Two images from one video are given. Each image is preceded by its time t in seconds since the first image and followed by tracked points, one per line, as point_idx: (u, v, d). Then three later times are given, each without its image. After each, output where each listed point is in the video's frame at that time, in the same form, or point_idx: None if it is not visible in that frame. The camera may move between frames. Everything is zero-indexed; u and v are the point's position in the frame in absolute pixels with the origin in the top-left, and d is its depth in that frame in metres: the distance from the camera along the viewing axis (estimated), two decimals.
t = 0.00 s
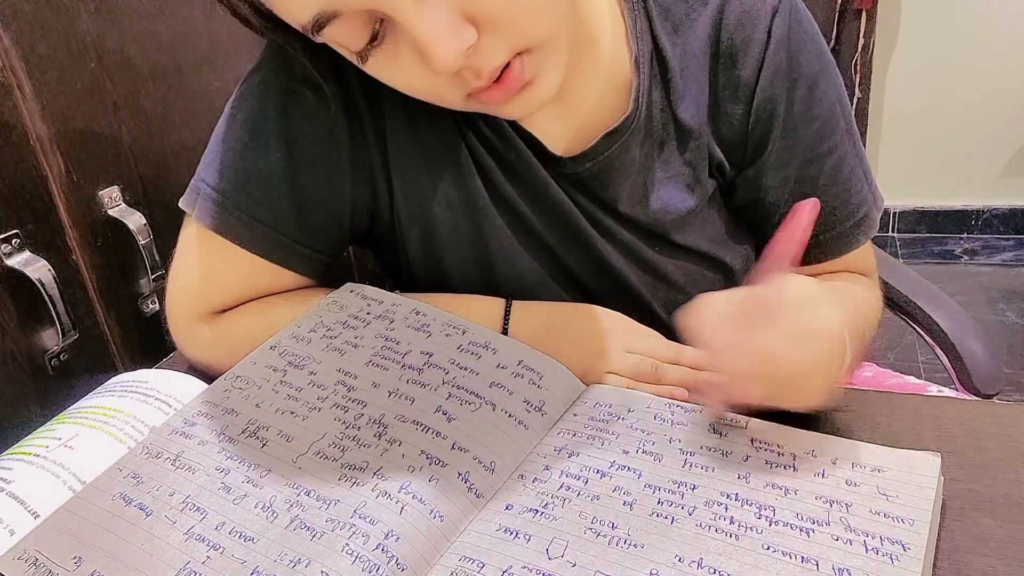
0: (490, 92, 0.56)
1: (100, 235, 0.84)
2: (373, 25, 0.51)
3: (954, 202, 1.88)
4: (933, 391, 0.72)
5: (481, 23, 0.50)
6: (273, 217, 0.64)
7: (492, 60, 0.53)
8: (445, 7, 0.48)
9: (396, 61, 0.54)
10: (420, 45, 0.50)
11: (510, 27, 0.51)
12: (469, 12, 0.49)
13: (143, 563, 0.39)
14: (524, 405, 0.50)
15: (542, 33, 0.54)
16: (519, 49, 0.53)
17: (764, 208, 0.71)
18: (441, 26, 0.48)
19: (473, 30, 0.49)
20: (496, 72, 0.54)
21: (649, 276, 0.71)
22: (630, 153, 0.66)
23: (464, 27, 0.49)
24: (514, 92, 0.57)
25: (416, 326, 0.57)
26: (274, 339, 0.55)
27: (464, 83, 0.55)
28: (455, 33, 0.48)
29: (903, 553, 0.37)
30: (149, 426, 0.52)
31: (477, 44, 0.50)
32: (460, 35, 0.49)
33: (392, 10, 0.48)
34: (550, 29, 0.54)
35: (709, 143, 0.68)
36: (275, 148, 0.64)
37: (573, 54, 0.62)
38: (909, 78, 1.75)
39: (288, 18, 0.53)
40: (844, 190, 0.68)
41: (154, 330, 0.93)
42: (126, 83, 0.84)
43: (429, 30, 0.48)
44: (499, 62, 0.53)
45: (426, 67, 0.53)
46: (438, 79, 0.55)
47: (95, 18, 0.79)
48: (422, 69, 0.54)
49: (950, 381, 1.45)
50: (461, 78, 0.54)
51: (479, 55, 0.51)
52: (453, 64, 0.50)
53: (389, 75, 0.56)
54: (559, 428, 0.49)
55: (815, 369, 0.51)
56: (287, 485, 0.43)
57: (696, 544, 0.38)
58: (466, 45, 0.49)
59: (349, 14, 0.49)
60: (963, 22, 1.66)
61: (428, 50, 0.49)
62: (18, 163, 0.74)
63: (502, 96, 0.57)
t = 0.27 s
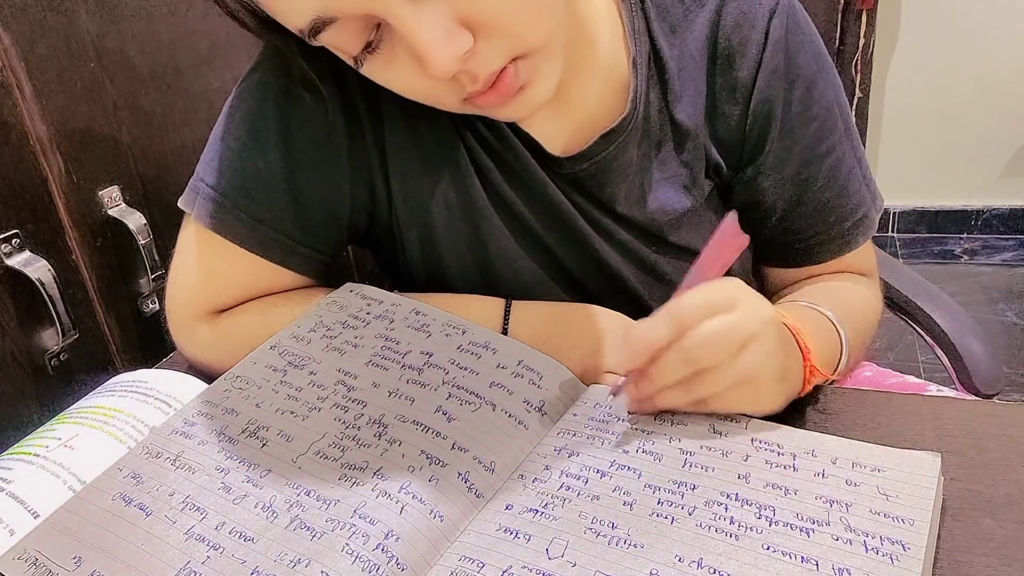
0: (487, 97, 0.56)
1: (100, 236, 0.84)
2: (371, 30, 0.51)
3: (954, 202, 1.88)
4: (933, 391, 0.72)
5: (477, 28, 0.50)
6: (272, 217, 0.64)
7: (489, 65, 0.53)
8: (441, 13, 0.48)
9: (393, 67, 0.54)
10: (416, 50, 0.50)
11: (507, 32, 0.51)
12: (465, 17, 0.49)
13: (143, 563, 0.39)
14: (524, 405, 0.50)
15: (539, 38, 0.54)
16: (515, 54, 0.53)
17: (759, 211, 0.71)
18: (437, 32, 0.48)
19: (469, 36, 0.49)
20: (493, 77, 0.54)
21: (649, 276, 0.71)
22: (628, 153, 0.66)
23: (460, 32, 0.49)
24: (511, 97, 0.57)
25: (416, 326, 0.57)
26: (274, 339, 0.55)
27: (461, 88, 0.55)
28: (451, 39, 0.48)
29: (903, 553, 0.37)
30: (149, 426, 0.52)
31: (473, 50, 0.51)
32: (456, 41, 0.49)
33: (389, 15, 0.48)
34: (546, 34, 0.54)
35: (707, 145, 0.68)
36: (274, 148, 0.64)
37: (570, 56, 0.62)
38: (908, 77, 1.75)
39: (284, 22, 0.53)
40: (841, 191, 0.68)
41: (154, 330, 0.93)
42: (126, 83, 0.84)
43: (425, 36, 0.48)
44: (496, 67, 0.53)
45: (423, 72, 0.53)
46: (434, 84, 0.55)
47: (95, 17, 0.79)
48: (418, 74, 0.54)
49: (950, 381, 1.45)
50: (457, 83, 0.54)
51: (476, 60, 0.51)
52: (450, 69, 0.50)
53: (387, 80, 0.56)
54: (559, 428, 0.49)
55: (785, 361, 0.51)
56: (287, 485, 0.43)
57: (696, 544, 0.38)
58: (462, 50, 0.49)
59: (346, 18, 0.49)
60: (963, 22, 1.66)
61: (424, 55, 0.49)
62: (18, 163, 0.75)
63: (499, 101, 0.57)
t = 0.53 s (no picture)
0: (488, 95, 0.56)
1: (100, 236, 0.84)
2: (372, 29, 0.51)
3: (954, 202, 1.88)
4: (933, 391, 0.72)
5: (479, 27, 0.50)
6: (272, 216, 0.64)
7: (490, 65, 0.53)
8: (442, 11, 0.48)
9: (394, 65, 0.54)
10: (418, 49, 0.50)
11: (508, 31, 0.51)
12: (466, 16, 0.49)
13: (143, 563, 0.39)
14: (524, 405, 0.50)
15: (540, 37, 0.54)
16: (516, 53, 0.53)
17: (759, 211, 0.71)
18: (438, 30, 0.48)
19: (471, 34, 0.49)
20: (494, 76, 0.54)
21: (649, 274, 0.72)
22: (626, 153, 0.66)
23: (462, 31, 0.49)
24: (512, 95, 0.57)
25: (416, 326, 0.57)
26: (274, 339, 0.55)
27: (463, 87, 0.55)
28: (452, 38, 0.49)
29: (903, 553, 0.37)
30: (149, 426, 0.52)
31: (475, 48, 0.51)
32: (457, 40, 0.49)
33: (391, 14, 0.48)
34: (547, 33, 0.54)
35: (706, 144, 0.68)
36: (274, 147, 0.64)
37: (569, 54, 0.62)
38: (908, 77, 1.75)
39: (285, 22, 0.52)
40: (840, 190, 0.68)
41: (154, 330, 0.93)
42: (126, 83, 0.84)
43: (427, 35, 0.48)
44: (497, 66, 0.53)
45: (424, 70, 0.53)
46: (435, 83, 0.55)
47: (94, 17, 0.79)
48: (420, 73, 0.54)
49: (950, 381, 1.45)
50: (459, 82, 0.54)
51: (477, 59, 0.51)
52: (451, 67, 0.50)
53: (388, 79, 0.56)
54: (559, 428, 0.49)
55: (808, 359, 0.52)
56: (287, 485, 0.43)
57: (696, 544, 0.38)
58: (463, 49, 0.49)
59: (348, 18, 0.49)
60: (963, 22, 1.66)
61: (426, 53, 0.49)
62: (18, 164, 0.74)
63: (500, 100, 0.57)
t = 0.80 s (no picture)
0: (493, 92, 0.56)
1: (100, 236, 0.84)
2: (376, 26, 0.51)
3: (954, 202, 1.88)
4: (933, 391, 0.72)
5: (483, 23, 0.50)
6: (273, 216, 0.64)
7: (495, 61, 0.53)
8: (447, 8, 0.48)
9: (398, 62, 0.54)
10: (422, 45, 0.50)
11: (513, 28, 0.51)
12: (471, 12, 0.49)
13: (143, 563, 0.39)
14: (524, 405, 0.50)
15: (543, 33, 0.54)
16: (521, 50, 0.54)
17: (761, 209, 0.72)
18: (443, 27, 0.48)
19: (475, 31, 0.50)
20: (499, 73, 0.54)
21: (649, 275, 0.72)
22: (628, 151, 0.66)
23: (467, 28, 0.49)
24: (516, 92, 0.57)
25: (416, 326, 0.57)
26: (274, 339, 0.55)
27: (467, 83, 0.55)
28: (457, 34, 0.49)
29: (903, 553, 0.37)
30: (149, 426, 0.52)
31: (479, 45, 0.51)
32: (462, 36, 0.49)
33: (396, 11, 0.47)
34: (551, 30, 0.54)
35: (707, 142, 0.68)
36: (275, 147, 0.64)
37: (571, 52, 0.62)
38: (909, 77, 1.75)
39: (289, 21, 0.52)
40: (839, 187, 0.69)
41: (154, 330, 0.93)
42: (126, 83, 0.84)
43: (431, 32, 0.48)
44: (501, 63, 0.53)
45: (428, 67, 0.53)
46: (439, 80, 0.55)
47: (95, 17, 0.79)
48: (424, 70, 0.54)
49: (950, 381, 1.45)
50: (463, 79, 0.54)
51: (481, 55, 0.51)
52: (456, 64, 0.50)
53: (392, 76, 0.56)
54: (559, 428, 0.49)
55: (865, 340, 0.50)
56: (287, 485, 0.43)
57: (696, 544, 0.38)
58: (468, 46, 0.49)
59: (353, 16, 0.49)
60: (963, 22, 1.66)
61: (431, 50, 0.49)
62: (18, 164, 0.74)
63: (504, 97, 0.57)
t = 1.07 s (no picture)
0: (494, 91, 0.56)
1: (100, 236, 0.84)
2: (377, 26, 0.51)
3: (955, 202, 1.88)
4: (933, 391, 0.72)
5: (485, 22, 0.50)
6: (273, 217, 0.64)
7: (496, 60, 0.53)
8: (448, 7, 0.48)
9: (400, 62, 0.54)
10: (423, 45, 0.50)
11: (514, 27, 0.51)
12: (471, 11, 0.49)
13: (143, 563, 0.39)
14: (524, 405, 0.50)
15: (544, 32, 0.54)
16: (522, 49, 0.54)
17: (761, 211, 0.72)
18: (444, 26, 0.48)
19: (477, 30, 0.50)
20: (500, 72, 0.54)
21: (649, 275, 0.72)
22: (630, 153, 0.66)
23: (468, 27, 0.49)
24: (518, 91, 0.57)
25: (416, 326, 0.57)
26: (274, 340, 0.55)
27: (469, 83, 0.55)
28: (458, 33, 0.49)
29: (903, 553, 0.37)
30: (149, 426, 0.52)
31: (481, 44, 0.51)
32: (463, 35, 0.49)
33: (397, 11, 0.47)
34: (552, 29, 0.54)
35: (709, 145, 0.68)
36: (275, 148, 0.64)
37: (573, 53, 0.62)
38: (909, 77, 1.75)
39: (290, 21, 0.52)
40: (839, 188, 0.69)
41: (154, 330, 0.93)
42: (126, 83, 0.84)
43: (433, 31, 0.48)
44: (503, 62, 0.53)
45: (429, 66, 0.53)
46: (441, 79, 0.55)
47: (95, 17, 0.79)
48: (425, 69, 0.54)
49: (950, 381, 1.45)
50: (465, 78, 0.54)
51: (482, 54, 0.51)
52: (457, 63, 0.50)
53: (394, 76, 0.56)
54: (559, 428, 0.49)
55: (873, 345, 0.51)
56: (286, 485, 0.43)
57: (696, 544, 0.38)
58: (470, 45, 0.49)
59: (354, 15, 0.49)
60: (963, 22, 1.66)
61: (432, 50, 0.49)
62: (18, 164, 0.74)
63: (505, 96, 0.57)
